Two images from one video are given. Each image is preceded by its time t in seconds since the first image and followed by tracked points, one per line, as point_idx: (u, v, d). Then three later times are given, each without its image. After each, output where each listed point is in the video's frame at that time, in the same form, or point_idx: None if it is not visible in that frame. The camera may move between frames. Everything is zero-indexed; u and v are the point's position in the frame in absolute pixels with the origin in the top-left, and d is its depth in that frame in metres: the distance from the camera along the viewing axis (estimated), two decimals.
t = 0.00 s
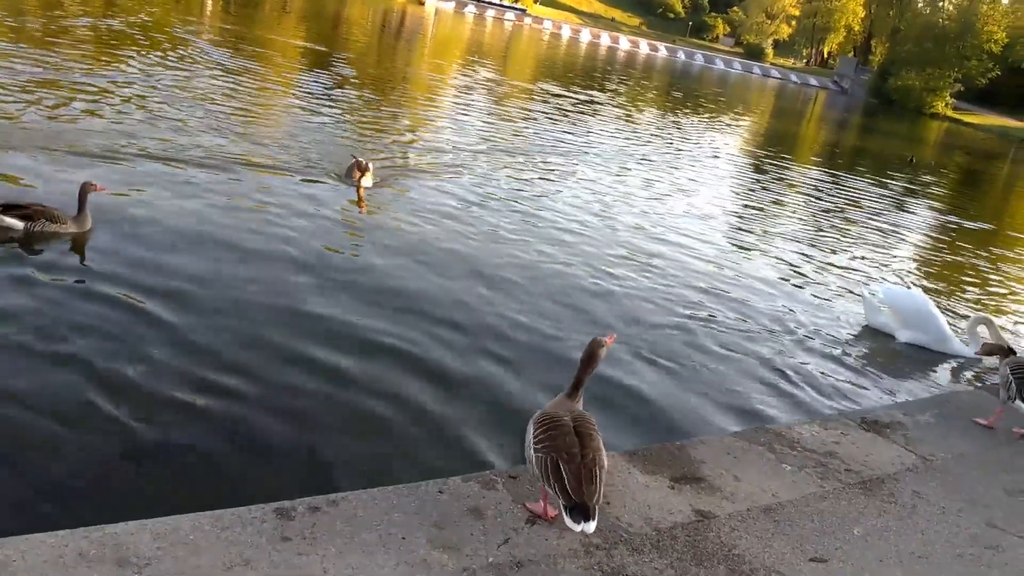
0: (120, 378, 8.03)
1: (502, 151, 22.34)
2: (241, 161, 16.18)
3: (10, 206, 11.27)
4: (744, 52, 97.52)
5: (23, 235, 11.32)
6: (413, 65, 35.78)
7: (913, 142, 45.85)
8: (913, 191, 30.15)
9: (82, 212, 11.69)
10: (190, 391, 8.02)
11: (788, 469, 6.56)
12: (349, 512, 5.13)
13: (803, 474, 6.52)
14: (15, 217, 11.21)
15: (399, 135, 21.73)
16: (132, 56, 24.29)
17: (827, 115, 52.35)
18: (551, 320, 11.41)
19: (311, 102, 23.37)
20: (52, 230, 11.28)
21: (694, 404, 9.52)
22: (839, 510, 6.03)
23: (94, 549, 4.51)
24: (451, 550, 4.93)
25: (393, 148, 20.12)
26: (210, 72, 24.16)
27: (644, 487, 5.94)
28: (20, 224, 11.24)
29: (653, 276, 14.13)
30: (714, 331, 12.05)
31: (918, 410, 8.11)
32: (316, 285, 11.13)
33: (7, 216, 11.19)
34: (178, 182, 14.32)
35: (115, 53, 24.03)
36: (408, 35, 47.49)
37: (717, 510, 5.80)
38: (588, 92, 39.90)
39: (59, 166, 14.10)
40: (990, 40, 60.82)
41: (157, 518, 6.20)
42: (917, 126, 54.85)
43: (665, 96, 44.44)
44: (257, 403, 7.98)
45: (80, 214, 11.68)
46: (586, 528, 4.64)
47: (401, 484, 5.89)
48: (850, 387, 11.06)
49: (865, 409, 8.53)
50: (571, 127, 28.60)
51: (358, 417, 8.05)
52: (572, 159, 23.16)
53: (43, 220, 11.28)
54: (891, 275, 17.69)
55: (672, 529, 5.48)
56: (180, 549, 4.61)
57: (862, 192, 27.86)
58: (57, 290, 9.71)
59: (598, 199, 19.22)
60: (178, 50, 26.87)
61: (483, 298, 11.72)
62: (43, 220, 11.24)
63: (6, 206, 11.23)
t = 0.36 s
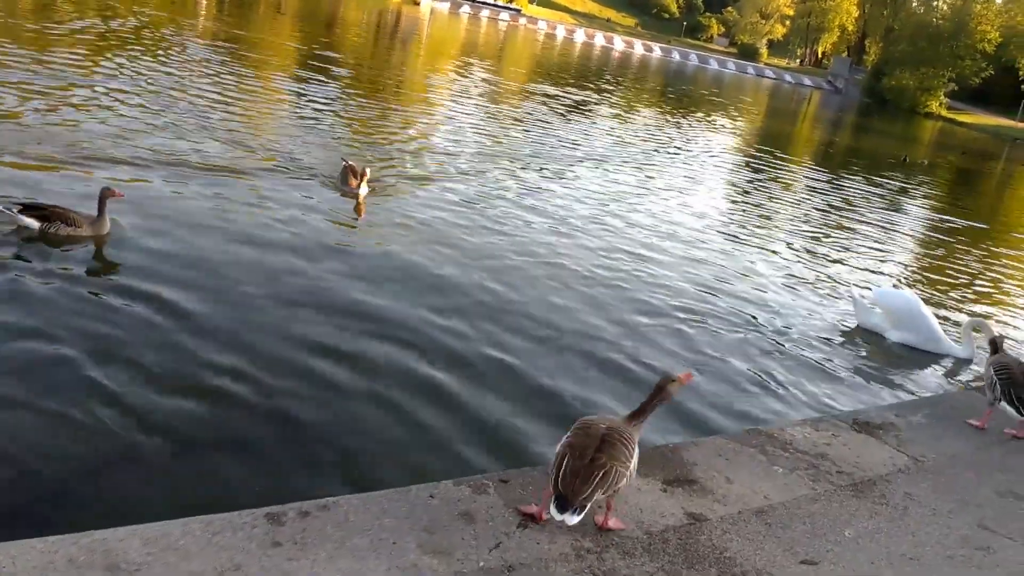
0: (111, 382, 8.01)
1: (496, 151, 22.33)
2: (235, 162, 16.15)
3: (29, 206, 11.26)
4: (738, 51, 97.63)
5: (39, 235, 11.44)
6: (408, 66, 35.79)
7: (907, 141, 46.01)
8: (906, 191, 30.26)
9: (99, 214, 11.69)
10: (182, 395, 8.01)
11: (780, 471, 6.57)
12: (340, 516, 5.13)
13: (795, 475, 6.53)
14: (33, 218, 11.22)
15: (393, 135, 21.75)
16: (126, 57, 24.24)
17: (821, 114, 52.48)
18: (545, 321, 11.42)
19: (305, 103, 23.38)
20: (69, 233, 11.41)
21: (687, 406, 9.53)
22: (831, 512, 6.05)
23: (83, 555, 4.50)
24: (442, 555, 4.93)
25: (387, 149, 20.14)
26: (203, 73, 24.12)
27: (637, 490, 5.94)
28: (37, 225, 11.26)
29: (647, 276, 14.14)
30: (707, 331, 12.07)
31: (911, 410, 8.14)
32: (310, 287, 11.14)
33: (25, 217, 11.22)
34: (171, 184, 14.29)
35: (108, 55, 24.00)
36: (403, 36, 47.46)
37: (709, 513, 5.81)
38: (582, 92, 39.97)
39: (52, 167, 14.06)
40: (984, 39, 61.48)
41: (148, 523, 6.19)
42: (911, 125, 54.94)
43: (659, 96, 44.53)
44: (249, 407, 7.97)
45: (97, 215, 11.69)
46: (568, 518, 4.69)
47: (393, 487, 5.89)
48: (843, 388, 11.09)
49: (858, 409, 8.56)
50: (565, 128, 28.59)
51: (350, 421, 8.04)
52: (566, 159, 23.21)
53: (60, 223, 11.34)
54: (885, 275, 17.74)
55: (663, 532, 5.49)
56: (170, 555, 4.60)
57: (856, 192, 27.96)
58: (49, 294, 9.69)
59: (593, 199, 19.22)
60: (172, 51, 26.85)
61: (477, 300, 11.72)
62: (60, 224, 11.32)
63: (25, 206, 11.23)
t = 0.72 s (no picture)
0: (104, 386, 7.98)
1: (491, 152, 22.31)
2: (229, 164, 16.10)
3: (48, 207, 11.46)
4: (732, 52, 97.72)
5: (55, 235, 11.62)
6: (402, 67, 35.78)
7: (901, 142, 46.09)
8: (901, 191, 30.31)
9: (116, 218, 11.88)
10: (177, 400, 7.99)
11: (778, 471, 6.56)
12: (336, 519, 5.12)
13: (792, 476, 6.53)
14: (53, 220, 11.43)
15: (387, 136, 21.74)
16: (120, 59, 24.19)
17: (815, 114, 52.55)
18: (540, 322, 11.41)
19: (299, 104, 23.36)
20: (85, 235, 11.62)
21: (682, 407, 9.54)
22: (828, 513, 6.04)
23: (77, 559, 4.48)
24: (439, 557, 4.92)
25: (381, 150, 20.13)
26: (197, 75, 24.08)
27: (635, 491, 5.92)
28: (55, 226, 11.47)
29: (642, 277, 14.14)
30: (703, 332, 12.07)
31: (908, 410, 8.14)
32: (305, 289, 11.12)
33: (44, 217, 11.41)
34: (164, 187, 14.25)
35: (102, 57, 23.96)
36: (397, 37, 47.41)
37: (706, 514, 5.80)
38: (577, 93, 40.00)
39: (46, 168, 14.01)
40: (977, 40, 61.32)
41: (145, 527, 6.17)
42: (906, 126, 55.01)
43: (654, 97, 44.56)
44: (244, 412, 7.96)
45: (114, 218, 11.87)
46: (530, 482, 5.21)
47: (388, 489, 5.87)
48: (839, 388, 11.10)
49: (854, 409, 8.56)
50: (559, 128, 28.59)
51: (346, 425, 8.02)
52: (561, 160, 23.23)
53: (77, 225, 11.55)
54: (880, 275, 17.77)
55: (661, 533, 5.48)
56: (165, 559, 4.58)
57: (851, 192, 28.00)
58: (42, 298, 9.66)
59: (587, 200, 19.21)
60: (166, 53, 26.83)
61: (473, 301, 11.70)
62: (77, 225, 11.52)
63: (44, 206, 11.44)
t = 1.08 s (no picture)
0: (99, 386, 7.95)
1: (487, 151, 22.28)
2: (224, 164, 16.06)
3: (65, 207, 11.52)
4: (728, 50, 97.83)
5: (70, 234, 11.69)
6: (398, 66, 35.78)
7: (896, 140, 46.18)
8: (897, 188, 30.38)
9: (131, 217, 11.88)
10: (172, 401, 7.96)
11: (774, 468, 6.55)
12: (332, 517, 5.10)
13: (789, 473, 6.52)
14: (70, 219, 11.51)
15: (383, 135, 21.73)
16: (114, 59, 24.10)
17: (811, 113, 52.62)
18: (537, 319, 11.39)
19: (295, 104, 23.34)
20: (99, 235, 11.70)
21: (678, 405, 9.54)
22: (825, 509, 6.04)
23: (72, 558, 4.46)
24: (436, 555, 4.90)
25: (377, 149, 20.10)
26: (193, 75, 24.00)
27: (631, 489, 5.91)
28: (70, 225, 11.54)
29: (637, 275, 14.14)
30: (700, 331, 12.06)
31: (904, 407, 8.14)
32: (300, 287, 11.09)
33: (60, 216, 11.49)
34: (159, 188, 14.19)
35: (97, 56, 23.92)
36: (393, 36, 47.32)
37: (702, 511, 5.79)
38: (572, 91, 40.01)
39: (41, 168, 13.94)
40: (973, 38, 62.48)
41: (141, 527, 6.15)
42: (901, 124, 55.10)
43: (650, 95, 44.59)
44: (240, 412, 7.94)
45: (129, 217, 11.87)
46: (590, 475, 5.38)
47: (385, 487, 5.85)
48: (836, 386, 11.09)
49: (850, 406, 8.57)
50: (556, 127, 28.54)
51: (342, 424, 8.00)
52: (557, 158, 23.25)
53: (93, 225, 11.64)
54: (875, 272, 17.80)
55: (658, 530, 5.47)
56: (160, 558, 4.56)
57: (846, 189, 28.06)
58: (37, 298, 9.62)
59: (583, 198, 19.22)
60: (161, 52, 26.79)
61: (469, 299, 11.68)
62: (92, 226, 11.60)
63: (61, 206, 11.51)
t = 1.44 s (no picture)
0: (94, 389, 7.95)
1: (483, 148, 22.25)
2: (220, 163, 16.02)
3: (78, 207, 11.58)
4: (725, 47, 97.82)
5: (84, 234, 11.75)
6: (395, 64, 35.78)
7: (893, 136, 46.23)
8: (894, 185, 30.41)
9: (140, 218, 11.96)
10: (167, 401, 7.95)
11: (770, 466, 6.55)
12: (328, 517, 5.10)
13: (785, 471, 6.52)
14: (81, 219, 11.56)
15: (380, 133, 21.72)
16: (109, 58, 24.04)
17: (807, 110, 52.64)
18: (533, 317, 11.38)
19: (291, 102, 23.31)
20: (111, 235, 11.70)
21: (674, 402, 9.54)
22: (820, 507, 6.05)
23: (67, 560, 4.46)
24: (431, 555, 4.90)
25: (374, 147, 20.09)
26: (188, 74, 23.95)
27: (627, 488, 5.91)
28: (82, 225, 11.60)
29: (633, 271, 14.17)
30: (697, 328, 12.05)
31: (900, 404, 8.15)
32: (296, 287, 11.06)
33: (72, 217, 11.57)
34: (154, 187, 14.16)
35: (93, 55, 23.89)
36: (389, 34, 47.24)
37: (699, 509, 5.79)
38: (569, 89, 40.02)
39: (36, 167, 13.90)
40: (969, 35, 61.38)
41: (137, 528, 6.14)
42: (898, 120, 55.10)
43: (646, 92, 44.60)
44: (236, 412, 7.93)
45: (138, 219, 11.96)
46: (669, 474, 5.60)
47: (381, 487, 5.84)
48: (833, 384, 11.08)
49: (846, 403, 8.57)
50: (552, 124, 28.50)
51: (338, 424, 8.00)
52: (555, 156, 23.25)
53: (104, 225, 11.64)
54: (872, 268, 17.83)
55: (653, 529, 5.47)
56: (155, 559, 4.56)
57: (843, 185, 28.09)
58: (31, 299, 9.59)
59: (580, 195, 19.24)
60: (157, 52, 26.75)
61: (465, 297, 11.67)
62: (104, 226, 11.61)
63: (74, 206, 11.59)
